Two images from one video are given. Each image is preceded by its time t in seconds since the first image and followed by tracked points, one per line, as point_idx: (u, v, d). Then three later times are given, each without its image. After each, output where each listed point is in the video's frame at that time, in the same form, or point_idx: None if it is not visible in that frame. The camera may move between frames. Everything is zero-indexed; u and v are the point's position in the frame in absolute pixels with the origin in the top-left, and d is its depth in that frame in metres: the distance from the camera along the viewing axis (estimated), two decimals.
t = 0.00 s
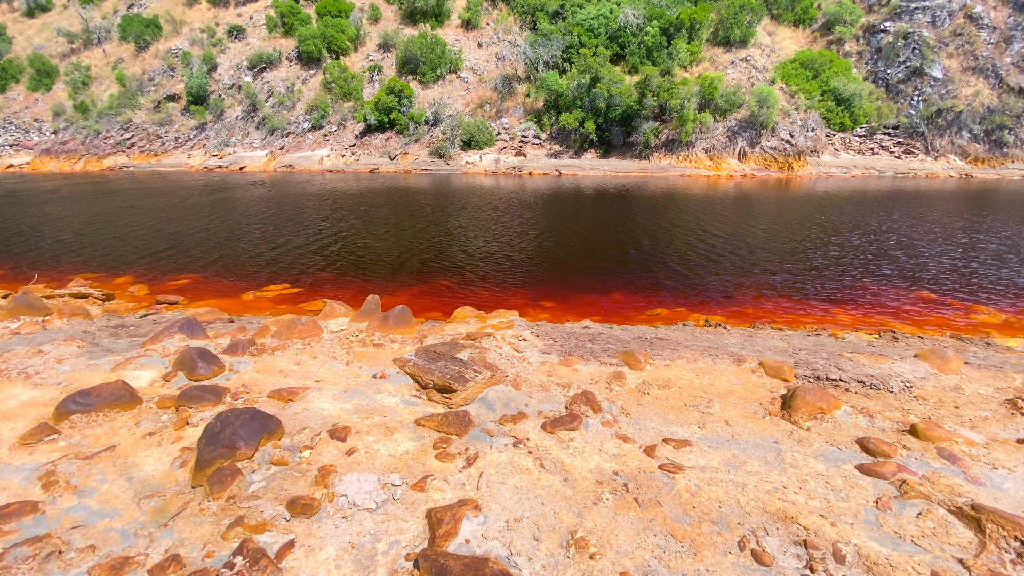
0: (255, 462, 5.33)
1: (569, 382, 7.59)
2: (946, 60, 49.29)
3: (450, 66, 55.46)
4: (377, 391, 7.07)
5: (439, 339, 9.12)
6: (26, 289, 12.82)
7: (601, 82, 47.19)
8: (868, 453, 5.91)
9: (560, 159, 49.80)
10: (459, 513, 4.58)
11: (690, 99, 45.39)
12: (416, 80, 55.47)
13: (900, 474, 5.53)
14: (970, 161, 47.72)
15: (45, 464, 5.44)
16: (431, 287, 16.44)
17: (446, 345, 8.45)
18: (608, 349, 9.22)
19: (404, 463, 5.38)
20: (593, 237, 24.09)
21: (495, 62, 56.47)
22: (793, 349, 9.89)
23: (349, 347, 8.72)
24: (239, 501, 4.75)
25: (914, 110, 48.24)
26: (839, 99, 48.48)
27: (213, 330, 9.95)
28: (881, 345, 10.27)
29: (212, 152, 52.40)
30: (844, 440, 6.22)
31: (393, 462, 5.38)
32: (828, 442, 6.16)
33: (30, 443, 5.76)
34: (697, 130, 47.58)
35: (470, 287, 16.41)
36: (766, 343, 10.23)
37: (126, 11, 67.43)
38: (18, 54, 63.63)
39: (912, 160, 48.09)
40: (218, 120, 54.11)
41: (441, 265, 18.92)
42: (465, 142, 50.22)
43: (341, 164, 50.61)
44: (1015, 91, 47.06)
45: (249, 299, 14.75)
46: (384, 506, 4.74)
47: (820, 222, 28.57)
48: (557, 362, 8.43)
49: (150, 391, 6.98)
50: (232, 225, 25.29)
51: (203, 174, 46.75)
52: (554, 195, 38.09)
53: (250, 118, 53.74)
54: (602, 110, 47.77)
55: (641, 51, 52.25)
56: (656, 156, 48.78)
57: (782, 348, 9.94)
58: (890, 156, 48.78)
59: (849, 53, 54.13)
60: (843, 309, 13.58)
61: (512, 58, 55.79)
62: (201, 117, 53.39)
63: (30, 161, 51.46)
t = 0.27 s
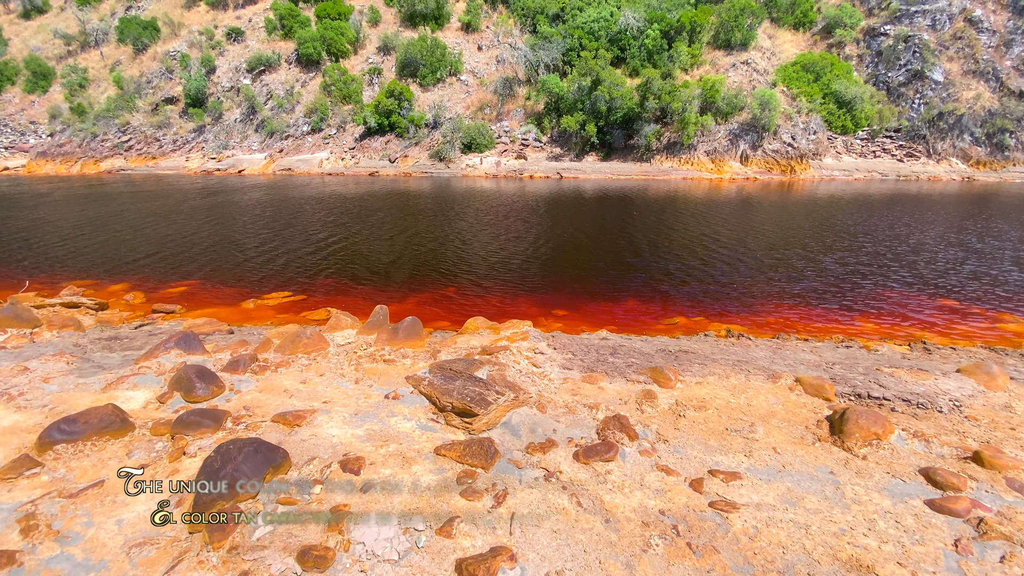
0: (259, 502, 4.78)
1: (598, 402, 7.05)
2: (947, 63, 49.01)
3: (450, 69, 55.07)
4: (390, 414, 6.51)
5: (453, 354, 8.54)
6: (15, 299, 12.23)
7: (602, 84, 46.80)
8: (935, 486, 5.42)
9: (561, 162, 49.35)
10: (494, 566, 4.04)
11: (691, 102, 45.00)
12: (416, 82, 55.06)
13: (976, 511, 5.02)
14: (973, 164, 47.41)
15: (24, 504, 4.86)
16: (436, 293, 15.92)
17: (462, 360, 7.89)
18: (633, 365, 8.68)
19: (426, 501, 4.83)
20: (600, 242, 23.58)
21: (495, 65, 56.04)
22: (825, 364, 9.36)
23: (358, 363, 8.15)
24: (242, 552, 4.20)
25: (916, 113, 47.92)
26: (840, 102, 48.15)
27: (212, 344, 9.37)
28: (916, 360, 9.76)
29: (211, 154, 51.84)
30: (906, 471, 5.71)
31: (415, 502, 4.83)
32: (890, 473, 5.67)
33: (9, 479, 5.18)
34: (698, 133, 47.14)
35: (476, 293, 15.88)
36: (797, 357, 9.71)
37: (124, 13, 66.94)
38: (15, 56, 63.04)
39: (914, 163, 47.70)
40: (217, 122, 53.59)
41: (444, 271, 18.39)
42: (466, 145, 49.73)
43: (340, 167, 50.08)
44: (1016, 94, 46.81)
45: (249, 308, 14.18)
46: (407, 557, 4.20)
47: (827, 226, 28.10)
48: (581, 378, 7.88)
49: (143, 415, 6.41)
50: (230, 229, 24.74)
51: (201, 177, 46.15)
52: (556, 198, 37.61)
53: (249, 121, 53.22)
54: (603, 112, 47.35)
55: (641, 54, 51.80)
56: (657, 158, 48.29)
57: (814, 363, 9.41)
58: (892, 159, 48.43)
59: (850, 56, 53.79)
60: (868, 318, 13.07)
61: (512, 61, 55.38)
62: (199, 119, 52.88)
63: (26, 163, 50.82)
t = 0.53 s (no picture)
0: (278, 550, 4.37)
1: (635, 427, 6.58)
2: (950, 68, 48.51)
3: (452, 74, 54.83)
4: (412, 441, 6.03)
5: (474, 372, 8.06)
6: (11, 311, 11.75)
7: (605, 89, 46.39)
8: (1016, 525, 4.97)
9: (563, 167, 48.99)
10: None
11: (695, 107, 44.73)
12: (418, 87, 54.79)
13: None
14: (977, 169, 47.03)
15: (14, 549, 4.39)
16: (444, 303, 15.45)
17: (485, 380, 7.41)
18: (665, 383, 8.20)
19: (462, 548, 4.39)
20: (610, 248, 23.15)
21: (497, 70, 55.75)
22: (864, 382, 8.90)
23: (374, 383, 7.65)
24: None
25: (919, 118, 47.59)
26: (843, 107, 47.83)
27: (219, 361, 8.90)
28: (956, 377, 9.31)
29: (212, 159, 51.51)
30: (980, 507, 5.27)
31: (449, 549, 4.39)
32: (964, 510, 5.23)
33: None
34: (701, 138, 46.82)
35: (485, 303, 15.41)
36: (835, 374, 9.23)
37: (126, 18, 66.78)
38: (17, 60, 62.81)
39: (918, 168, 47.57)
40: (218, 127, 53.25)
41: (452, 280, 17.95)
42: (468, 150, 49.37)
43: (342, 172, 49.73)
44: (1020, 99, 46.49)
45: (254, 318, 13.71)
46: None
47: (836, 232, 27.67)
48: (612, 399, 7.40)
49: (146, 443, 5.95)
50: (232, 236, 24.32)
51: (203, 182, 45.77)
52: (560, 203, 37.18)
53: (251, 126, 52.90)
54: (606, 117, 47.01)
55: (643, 59, 51.53)
56: (660, 163, 47.94)
57: (851, 380, 8.95)
58: (896, 163, 48.12)
59: (852, 62, 53.48)
60: (897, 330, 12.62)
61: (514, 66, 55.13)
62: (201, 124, 52.55)
63: (26, 168, 50.45)
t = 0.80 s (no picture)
0: None
1: (673, 459, 6.18)
2: (954, 75, 48.10)
3: (455, 81, 54.73)
4: (437, 478, 5.66)
5: (494, 396, 7.65)
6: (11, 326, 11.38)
7: (608, 96, 46.14)
8: None
9: (566, 173, 48.70)
10: None
11: (698, 114, 44.49)
12: (420, 94, 54.64)
13: None
14: (983, 175, 46.62)
15: None
16: (454, 315, 15.04)
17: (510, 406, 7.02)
18: (697, 408, 7.81)
19: None
20: (619, 257, 22.76)
21: (500, 76, 55.58)
22: (902, 406, 8.48)
23: (391, 409, 7.25)
24: None
25: (924, 125, 47.28)
26: (847, 113, 47.57)
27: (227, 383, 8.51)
28: (997, 399, 8.88)
29: (215, 166, 51.33)
30: None
31: None
32: None
33: None
34: (705, 145, 46.52)
35: (496, 315, 14.99)
36: (870, 397, 8.85)
37: (129, 25, 66.87)
38: (20, 67, 62.83)
39: (923, 174, 46.97)
40: (221, 133, 53.06)
41: (460, 290, 17.56)
42: (471, 157, 49.15)
43: (345, 179, 49.48)
44: None
45: (260, 332, 13.33)
46: None
47: (847, 240, 27.24)
48: (644, 426, 6.99)
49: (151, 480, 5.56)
50: (235, 244, 23.99)
51: (205, 189, 45.55)
52: (565, 210, 36.82)
53: (253, 132, 52.75)
54: (609, 124, 46.78)
55: (646, 66, 51.42)
56: (664, 170, 47.62)
57: (888, 404, 8.55)
58: (901, 170, 47.63)
59: (855, 68, 53.22)
60: (924, 346, 12.24)
61: (516, 73, 54.91)
62: (203, 130, 52.41)
63: (29, 174, 50.30)
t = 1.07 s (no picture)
0: None
1: (709, 485, 5.83)
2: (958, 80, 48.02)
3: (458, 87, 54.62)
4: (461, 508, 5.31)
5: (515, 412, 7.25)
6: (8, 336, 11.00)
7: (611, 101, 45.88)
8: None
9: (570, 178, 48.44)
10: None
11: (702, 118, 44.07)
12: (423, 100, 54.49)
13: None
14: (988, 180, 46.41)
15: None
16: (463, 323, 14.65)
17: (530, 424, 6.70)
18: (729, 425, 7.42)
19: None
20: (628, 264, 22.38)
21: (502, 82, 55.44)
22: (939, 422, 8.11)
23: (406, 427, 6.85)
24: None
25: (928, 130, 46.89)
26: (851, 118, 47.22)
27: (232, 397, 8.12)
28: None
29: (217, 171, 51.15)
30: None
31: None
32: None
33: None
34: (709, 150, 46.22)
35: (506, 324, 14.58)
36: (906, 413, 8.47)
37: (133, 31, 66.95)
38: (23, 73, 62.84)
39: (928, 180, 46.88)
40: (223, 139, 52.89)
41: (466, 298, 17.19)
42: (474, 162, 48.91)
43: (348, 184, 49.24)
44: None
45: (264, 341, 12.92)
46: None
47: (857, 246, 26.86)
48: (674, 445, 6.62)
49: (152, 507, 5.18)
50: (238, 250, 23.67)
51: (207, 194, 45.33)
52: (569, 216, 36.50)
53: (256, 138, 52.60)
54: (613, 129, 46.54)
55: (649, 71, 51.26)
56: (667, 175, 47.31)
57: (925, 421, 8.17)
58: (906, 175, 47.31)
59: (858, 73, 52.78)
60: (952, 357, 11.85)
61: (519, 78, 54.80)
62: (206, 136, 52.25)
63: (31, 179, 50.15)
